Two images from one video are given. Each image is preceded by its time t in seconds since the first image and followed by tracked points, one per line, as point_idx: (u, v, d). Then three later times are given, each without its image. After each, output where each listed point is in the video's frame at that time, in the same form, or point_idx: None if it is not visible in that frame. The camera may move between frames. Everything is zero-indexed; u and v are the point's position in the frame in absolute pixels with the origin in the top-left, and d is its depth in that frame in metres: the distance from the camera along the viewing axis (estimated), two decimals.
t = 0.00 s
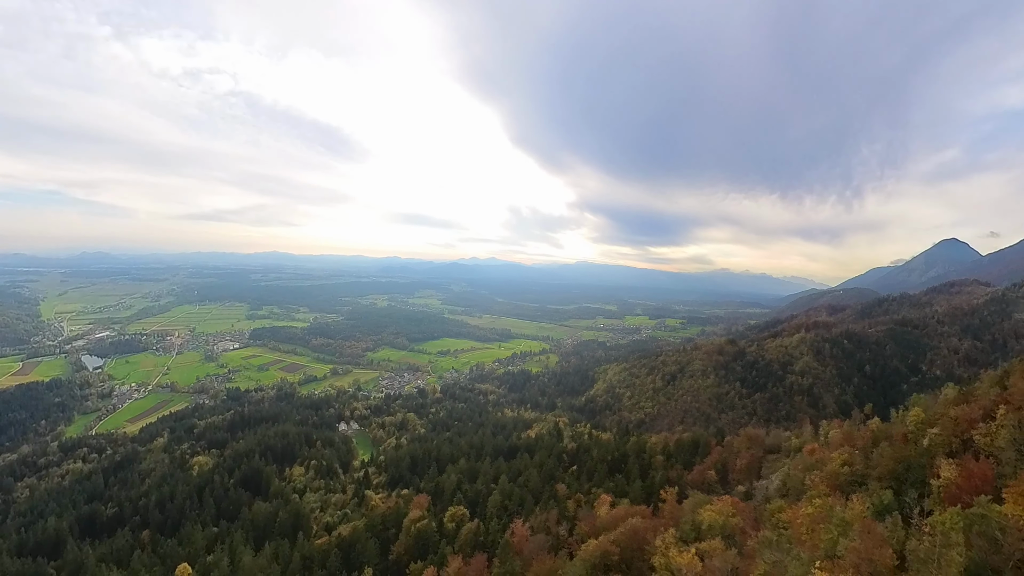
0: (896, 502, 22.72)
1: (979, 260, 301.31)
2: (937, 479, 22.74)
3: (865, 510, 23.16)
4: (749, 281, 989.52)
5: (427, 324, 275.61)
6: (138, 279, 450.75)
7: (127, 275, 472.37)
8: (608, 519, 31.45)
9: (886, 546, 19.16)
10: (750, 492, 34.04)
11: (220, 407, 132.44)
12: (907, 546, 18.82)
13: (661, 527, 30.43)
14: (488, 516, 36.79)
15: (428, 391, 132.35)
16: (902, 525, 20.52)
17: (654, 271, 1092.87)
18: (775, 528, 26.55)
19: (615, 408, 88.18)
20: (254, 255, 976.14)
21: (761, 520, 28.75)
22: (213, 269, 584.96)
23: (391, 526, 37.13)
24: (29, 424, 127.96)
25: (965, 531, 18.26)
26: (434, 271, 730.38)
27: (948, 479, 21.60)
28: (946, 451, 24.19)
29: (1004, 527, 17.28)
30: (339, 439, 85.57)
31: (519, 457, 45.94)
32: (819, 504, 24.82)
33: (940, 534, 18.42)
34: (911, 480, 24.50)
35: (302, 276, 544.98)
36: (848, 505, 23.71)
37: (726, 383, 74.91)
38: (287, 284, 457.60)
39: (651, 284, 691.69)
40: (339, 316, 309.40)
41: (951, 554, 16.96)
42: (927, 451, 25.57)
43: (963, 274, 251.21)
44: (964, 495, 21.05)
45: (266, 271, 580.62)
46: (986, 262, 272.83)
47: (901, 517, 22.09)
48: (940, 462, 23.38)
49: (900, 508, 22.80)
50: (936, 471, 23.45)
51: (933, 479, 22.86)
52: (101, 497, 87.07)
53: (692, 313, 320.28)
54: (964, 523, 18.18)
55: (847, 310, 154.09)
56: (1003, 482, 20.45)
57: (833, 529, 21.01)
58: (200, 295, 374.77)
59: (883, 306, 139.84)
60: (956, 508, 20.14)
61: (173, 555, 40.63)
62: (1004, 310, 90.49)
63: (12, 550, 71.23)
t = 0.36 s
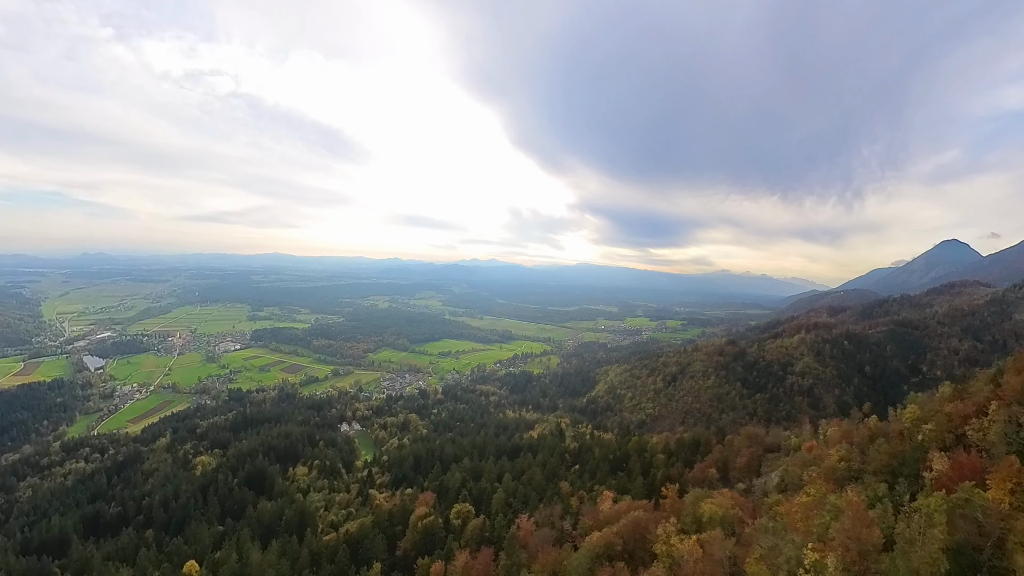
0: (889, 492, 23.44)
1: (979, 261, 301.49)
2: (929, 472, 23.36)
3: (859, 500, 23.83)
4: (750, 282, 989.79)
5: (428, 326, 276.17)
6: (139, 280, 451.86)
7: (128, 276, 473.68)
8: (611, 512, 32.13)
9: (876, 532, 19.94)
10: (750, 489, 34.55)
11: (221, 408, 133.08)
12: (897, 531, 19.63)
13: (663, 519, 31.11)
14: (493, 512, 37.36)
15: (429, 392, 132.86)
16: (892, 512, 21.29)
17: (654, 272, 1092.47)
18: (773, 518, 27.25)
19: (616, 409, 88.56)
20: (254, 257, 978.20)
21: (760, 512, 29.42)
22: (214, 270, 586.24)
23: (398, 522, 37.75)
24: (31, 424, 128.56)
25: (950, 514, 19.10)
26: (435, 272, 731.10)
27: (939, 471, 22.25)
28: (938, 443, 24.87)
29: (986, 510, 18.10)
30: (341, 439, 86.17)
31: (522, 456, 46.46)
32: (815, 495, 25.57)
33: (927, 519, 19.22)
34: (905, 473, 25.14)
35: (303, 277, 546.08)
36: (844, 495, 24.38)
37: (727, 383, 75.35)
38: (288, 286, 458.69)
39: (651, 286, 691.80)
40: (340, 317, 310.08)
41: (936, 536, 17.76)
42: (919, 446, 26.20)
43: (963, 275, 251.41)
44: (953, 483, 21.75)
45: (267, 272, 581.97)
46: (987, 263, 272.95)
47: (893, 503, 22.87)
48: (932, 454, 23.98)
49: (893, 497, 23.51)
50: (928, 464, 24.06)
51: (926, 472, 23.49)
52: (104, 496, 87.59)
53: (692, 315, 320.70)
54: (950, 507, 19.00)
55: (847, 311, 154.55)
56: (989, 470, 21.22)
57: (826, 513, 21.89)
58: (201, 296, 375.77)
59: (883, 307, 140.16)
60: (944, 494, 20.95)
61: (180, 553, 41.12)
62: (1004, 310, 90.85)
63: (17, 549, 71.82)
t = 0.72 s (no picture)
0: (882, 481, 24.16)
1: (980, 261, 301.26)
2: (922, 464, 23.97)
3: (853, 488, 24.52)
4: (751, 284, 990.13)
5: (430, 327, 276.85)
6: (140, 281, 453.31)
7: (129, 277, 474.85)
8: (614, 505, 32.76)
9: (867, 516, 20.73)
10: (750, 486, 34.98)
11: (224, 408, 133.73)
12: (887, 515, 20.40)
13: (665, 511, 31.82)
14: (498, 508, 37.89)
15: (430, 393, 133.38)
16: (884, 499, 22.05)
17: (655, 274, 1092.69)
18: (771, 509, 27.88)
19: (617, 410, 89.07)
20: (256, 258, 981.00)
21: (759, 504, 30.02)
22: (216, 271, 586.94)
23: (404, 519, 38.33)
24: (33, 424, 129.36)
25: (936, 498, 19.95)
26: (436, 274, 732.42)
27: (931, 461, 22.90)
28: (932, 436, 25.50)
29: (970, 492, 18.92)
30: (344, 439, 86.81)
31: (525, 455, 46.98)
32: (812, 487, 26.25)
33: (916, 504, 20.02)
34: (898, 465, 25.76)
35: (304, 279, 547.03)
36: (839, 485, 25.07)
37: (728, 383, 75.90)
38: (289, 287, 459.52)
39: (653, 287, 691.41)
40: (341, 318, 310.76)
41: (923, 518, 18.59)
42: (914, 439, 26.81)
43: (964, 276, 251.60)
44: (943, 471, 22.45)
45: (269, 274, 583.66)
46: (988, 264, 272.92)
47: (885, 491, 23.62)
48: (924, 446, 24.64)
49: (886, 486, 24.20)
50: (922, 456, 24.68)
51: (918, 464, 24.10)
52: (108, 496, 88.22)
53: (693, 316, 320.94)
54: (938, 491, 19.76)
55: (848, 312, 155.13)
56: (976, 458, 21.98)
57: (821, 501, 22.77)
58: (203, 297, 376.70)
59: (883, 308, 140.48)
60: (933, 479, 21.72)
61: (187, 551, 41.67)
62: (1004, 311, 91.27)
63: (21, 548, 72.51)
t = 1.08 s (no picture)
0: (877, 471, 25.00)
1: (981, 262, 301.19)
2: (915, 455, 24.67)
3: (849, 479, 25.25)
4: (751, 285, 991.07)
5: (431, 328, 277.54)
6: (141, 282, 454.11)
7: (131, 279, 476.04)
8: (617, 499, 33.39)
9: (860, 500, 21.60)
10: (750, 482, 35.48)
11: (226, 409, 134.27)
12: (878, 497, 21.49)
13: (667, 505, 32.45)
14: (504, 504, 38.42)
15: (432, 394, 133.62)
16: (876, 486, 23.02)
17: (656, 275, 1092.32)
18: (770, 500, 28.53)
19: (619, 411, 89.52)
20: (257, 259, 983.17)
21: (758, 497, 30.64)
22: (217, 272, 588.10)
23: (411, 515, 38.90)
24: (35, 425, 130.00)
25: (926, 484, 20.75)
26: (437, 275, 732.82)
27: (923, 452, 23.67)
28: (927, 429, 26.23)
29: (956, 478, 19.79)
30: (347, 440, 87.45)
31: (527, 455, 47.46)
32: (809, 476, 27.17)
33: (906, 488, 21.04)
34: (894, 457, 26.43)
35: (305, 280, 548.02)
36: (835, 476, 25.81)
37: (729, 384, 76.37)
38: (290, 288, 460.44)
39: (654, 289, 691.63)
40: (343, 320, 311.52)
41: (911, 502, 19.48)
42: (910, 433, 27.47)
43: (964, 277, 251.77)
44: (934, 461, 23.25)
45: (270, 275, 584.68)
46: (989, 264, 273.01)
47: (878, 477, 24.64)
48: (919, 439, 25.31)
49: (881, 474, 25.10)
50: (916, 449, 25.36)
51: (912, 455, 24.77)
52: (111, 496, 88.74)
53: (694, 317, 321.12)
54: (926, 477, 20.73)
55: (849, 312, 155.47)
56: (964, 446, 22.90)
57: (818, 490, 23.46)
58: (204, 298, 377.71)
59: (883, 308, 140.93)
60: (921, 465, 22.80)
61: (195, 549, 42.16)
62: (1004, 311, 91.68)
63: (26, 547, 73.08)
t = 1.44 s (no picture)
0: (873, 462, 25.72)
1: (982, 262, 301.07)
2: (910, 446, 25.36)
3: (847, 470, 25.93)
4: (753, 286, 990.79)
5: (432, 330, 278.26)
6: (143, 284, 454.87)
7: (132, 280, 477.45)
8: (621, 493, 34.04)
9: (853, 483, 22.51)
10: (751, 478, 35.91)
11: (228, 411, 134.74)
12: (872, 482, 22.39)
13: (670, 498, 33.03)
14: (510, 500, 38.92)
15: (434, 395, 133.97)
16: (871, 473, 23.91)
17: (657, 276, 1090.64)
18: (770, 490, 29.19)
19: (620, 411, 90.00)
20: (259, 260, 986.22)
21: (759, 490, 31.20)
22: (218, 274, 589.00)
23: (419, 512, 39.44)
24: (38, 425, 130.68)
25: (918, 470, 21.65)
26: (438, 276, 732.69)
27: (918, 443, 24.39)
28: (924, 422, 26.80)
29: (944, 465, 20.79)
30: (351, 440, 88.13)
31: (530, 454, 47.88)
32: (807, 467, 27.99)
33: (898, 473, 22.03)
34: (888, 449, 27.13)
35: (306, 282, 549.22)
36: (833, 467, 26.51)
37: (730, 384, 76.80)
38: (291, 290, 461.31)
39: (655, 290, 692.05)
40: (344, 321, 312.23)
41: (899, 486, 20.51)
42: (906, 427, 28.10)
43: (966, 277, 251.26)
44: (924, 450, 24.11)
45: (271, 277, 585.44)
46: (989, 264, 273.30)
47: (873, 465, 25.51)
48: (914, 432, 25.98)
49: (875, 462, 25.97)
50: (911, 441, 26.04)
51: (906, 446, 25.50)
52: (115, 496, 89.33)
53: (695, 318, 321.26)
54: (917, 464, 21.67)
55: (850, 313, 155.90)
56: (955, 435, 23.78)
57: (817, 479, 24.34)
58: (205, 299, 378.40)
59: (885, 309, 141.19)
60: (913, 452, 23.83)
61: (202, 547, 42.67)
62: (1005, 311, 91.96)
63: (32, 547, 73.74)
